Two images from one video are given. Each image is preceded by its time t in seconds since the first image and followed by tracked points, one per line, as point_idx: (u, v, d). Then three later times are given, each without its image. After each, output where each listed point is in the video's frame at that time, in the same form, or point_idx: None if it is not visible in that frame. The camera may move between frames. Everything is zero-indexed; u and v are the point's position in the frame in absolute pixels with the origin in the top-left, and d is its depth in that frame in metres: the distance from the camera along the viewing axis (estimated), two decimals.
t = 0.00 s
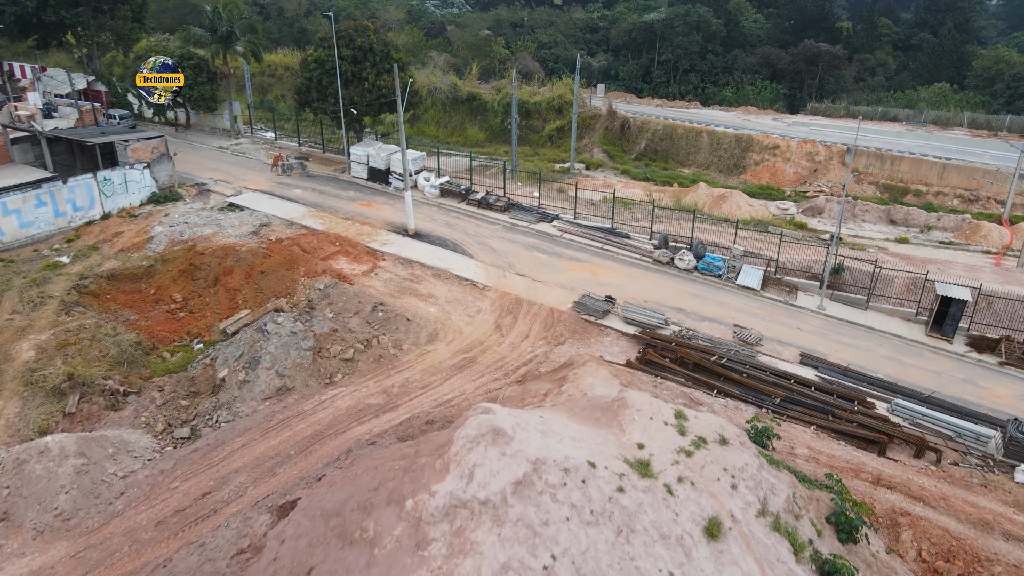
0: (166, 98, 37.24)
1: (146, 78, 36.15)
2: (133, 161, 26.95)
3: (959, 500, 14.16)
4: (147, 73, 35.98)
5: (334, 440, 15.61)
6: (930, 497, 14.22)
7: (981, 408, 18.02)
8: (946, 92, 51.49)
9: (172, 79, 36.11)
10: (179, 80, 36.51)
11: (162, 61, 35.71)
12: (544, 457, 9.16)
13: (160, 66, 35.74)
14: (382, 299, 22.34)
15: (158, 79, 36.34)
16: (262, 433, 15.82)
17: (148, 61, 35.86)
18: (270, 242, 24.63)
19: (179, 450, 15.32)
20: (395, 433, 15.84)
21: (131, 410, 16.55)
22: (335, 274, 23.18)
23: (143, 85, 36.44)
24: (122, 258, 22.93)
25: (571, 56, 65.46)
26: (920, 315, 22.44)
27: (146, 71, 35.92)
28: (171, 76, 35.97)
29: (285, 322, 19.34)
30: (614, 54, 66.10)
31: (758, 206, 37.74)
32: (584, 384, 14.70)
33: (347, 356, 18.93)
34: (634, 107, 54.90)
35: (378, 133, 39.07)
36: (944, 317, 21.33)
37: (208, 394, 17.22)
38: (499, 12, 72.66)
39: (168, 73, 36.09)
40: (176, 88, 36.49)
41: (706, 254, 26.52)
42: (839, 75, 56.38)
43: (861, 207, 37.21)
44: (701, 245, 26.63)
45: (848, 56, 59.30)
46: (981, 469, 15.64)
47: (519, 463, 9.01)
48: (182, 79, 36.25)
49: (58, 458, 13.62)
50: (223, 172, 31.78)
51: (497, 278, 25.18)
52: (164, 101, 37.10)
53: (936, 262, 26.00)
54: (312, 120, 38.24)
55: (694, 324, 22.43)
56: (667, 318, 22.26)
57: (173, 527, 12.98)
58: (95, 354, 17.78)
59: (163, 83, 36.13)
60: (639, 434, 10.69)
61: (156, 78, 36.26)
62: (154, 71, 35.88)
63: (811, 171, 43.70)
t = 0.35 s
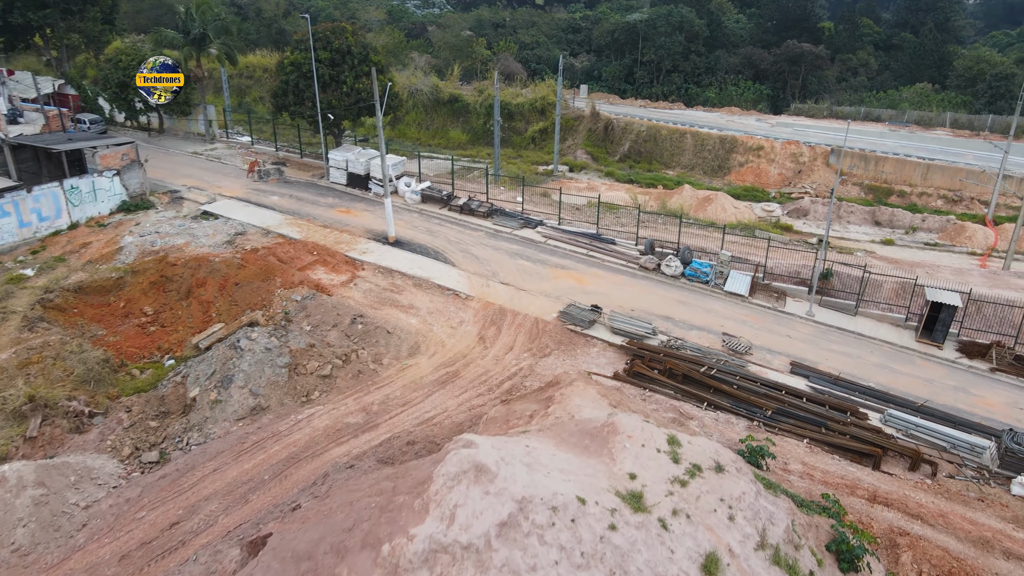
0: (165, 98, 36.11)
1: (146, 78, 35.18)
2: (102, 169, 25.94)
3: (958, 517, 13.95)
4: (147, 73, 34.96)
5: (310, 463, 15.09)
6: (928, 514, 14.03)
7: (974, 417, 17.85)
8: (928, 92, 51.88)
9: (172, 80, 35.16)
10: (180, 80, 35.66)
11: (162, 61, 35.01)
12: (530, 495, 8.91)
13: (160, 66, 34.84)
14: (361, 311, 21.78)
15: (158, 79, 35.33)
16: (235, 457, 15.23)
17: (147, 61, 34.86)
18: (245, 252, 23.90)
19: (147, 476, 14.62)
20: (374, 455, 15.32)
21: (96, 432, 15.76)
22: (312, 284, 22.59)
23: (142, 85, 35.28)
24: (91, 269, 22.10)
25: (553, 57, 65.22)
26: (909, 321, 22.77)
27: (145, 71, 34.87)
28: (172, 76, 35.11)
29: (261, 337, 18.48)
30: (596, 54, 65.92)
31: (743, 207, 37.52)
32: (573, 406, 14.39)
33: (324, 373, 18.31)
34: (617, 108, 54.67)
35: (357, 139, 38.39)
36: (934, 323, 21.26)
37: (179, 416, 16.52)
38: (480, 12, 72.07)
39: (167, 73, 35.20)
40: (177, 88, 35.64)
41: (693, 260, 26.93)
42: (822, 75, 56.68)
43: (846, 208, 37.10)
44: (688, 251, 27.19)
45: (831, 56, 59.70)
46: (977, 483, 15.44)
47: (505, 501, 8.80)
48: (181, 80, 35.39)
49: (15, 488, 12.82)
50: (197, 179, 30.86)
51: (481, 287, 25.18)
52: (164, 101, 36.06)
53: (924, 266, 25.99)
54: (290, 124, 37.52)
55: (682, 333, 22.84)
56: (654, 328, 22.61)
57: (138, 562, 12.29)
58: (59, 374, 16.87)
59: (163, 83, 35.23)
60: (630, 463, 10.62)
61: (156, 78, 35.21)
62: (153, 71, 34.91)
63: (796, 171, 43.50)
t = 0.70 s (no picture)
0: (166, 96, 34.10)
1: (146, 78, 33.04)
2: (40, 180, 24.84)
3: (928, 525, 14.06)
4: (147, 73, 32.71)
5: (263, 492, 14.44)
6: (899, 522, 14.11)
7: (937, 418, 17.97)
8: (881, 90, 53.11)
9: (173, 80, 33.04)
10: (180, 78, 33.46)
11: (163, 60, 32.65)
12: (495, 539, 9.81)
13: (162, 67, 32.64)
14: (316, 325, 20.89)
15: (158, 79, 33.19)
16: (182, 488, 14.53)
17: (147, 59, 32.58)
18: (194, 265, 22.75)
19: (85, 514, 13.81)
20: (331, 482, 14.79)
21: (30, 465, 14.75)
22: (265, 298, 21.67)
23: (142, 85, 33.15)
24: (27, 287, 20.86)
25: (512, 57, 65.04)
26: (871, 321, 23.41)
27: (145, 72, 32.67)
28: (173, 76, 32.96)
29: (209, 357, 17.78)
30: (555, 54, 65.84)
31: (704, 207, 37.64)
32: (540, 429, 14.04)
33: (278, 394, 17.60)
34: (577, 108, 54.48)
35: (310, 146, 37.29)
36: (897, 323, 21.49)
37: (121, 445, 15.61)
38: (438, 12, 71.05)
39: (168, 72, 32.97)
40: (177, 88, 33.60)
41: (658, 263, 27.34)
42: (779, 74, 57.57)
43: (805, 207, 37.44)
44: (651, 254, 27.62)
45: (787, 54, 60.61)
46: (945, 488, 15.61)
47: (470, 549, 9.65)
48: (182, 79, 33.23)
49: None
50: (144, 188, 29.44)
51: (442, 297, 24.64)
52: (162, 101, 34.10)
53: (884, 265, 26.42)
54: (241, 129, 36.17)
55: (648, 339, 22.88)
56: (619, 335, 22.56)
57: None
58: None
59: (162, 83, 33.21)
60: (600, 493, 11.37)
61: (157, 77, 33.01)
62: (153, 71, 32.64)
63: (755, 171, 43.86)
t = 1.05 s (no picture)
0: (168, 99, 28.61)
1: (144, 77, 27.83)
2: None
3: (865, 520, 13.97)
4: (145, 73, 27.43)
5: (180, 532, 13.67)
6: (837, 520, 13.98)
7: (867, 409, 18.31)
8: (797, 84, 55.16)
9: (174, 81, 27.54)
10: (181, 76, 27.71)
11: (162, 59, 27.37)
12: None
13: (162, 65, 27.33)
14: (237, 343, 19.71)
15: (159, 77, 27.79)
16: (88, 534, 13.72)
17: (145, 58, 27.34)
18: (100, 285, 21.15)
19: None
20: (254, 516, 13.96)
21: None
22: (179, 316, 20.26)
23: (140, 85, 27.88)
24: None
25: (436, 55, 64.02)
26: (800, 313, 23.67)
27: (145, 70, 27.48)
28: (176, 75, 27.60)
29: (116, 387, 16.60)
30: (480, 51, 65.20)
31: (633, 203, 37.82)
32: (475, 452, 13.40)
33: (194, 422, 16.66)
34: (504, 106, 53.86)
35: (223, 152, 35.08)
36: (824, 315, 21.88)
37: (18, 489, 14.63)
38: (359, 9, 68.65)
39: (168, 72, 27.57)
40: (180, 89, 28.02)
41: (590, 264, 27.04)
42: (700, 69, 58.90)
43: (731, 200, 38.06)
44: (582, 255, 27.19)
45: (707, 49, 61.96)
46: (878, 479, 15.70)
47: None
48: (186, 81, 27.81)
49: None
50: (42, 202, 27.37)
51: (370, 308, 23.56)
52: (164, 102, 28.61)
53: (808, 258, 27.13)
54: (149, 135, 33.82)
55: (583, 342, 22.49)
56: (554, 339, 22.07)
57: None
58: None
59: (161, 82, 27.76)
60: (542, 522, 10.67)
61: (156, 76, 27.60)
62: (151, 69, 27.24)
63: (681, 165, 44.42)
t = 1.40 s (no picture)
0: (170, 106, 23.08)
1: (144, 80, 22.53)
2: None
3: (811, 513, 13.80)
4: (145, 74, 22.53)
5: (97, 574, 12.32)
6: (785, 515, 13.76)
7: (807, 397, 18.42)
8: (725, 72, 56.29)
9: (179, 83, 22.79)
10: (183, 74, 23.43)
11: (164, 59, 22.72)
12: None
13: (163, 64, 22.96)
14: (158, 360, 18.48)
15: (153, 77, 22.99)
16: None
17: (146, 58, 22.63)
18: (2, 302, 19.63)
19: None
20: (179, 551, 12.77)
21: None
22: (93, 334, 18.94)
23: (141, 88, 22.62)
24: None
25: (364, 47, 62.22)
26: (738, 304, 23.90)
27: (145, 70, 22.60)
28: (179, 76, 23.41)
29: (21, 416, 15.08)
30: (410, 43, 63.71)
31: (570, 195, 37.58)
32: (414, 473, 12.65)
33: (112, 450, 15.18)
34: (436, 98, 52.64)
35: (137, 154, 32.81)
36: (762, 303, 21.96)
37: None
38: None
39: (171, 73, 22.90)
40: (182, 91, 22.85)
41: (529, 261, 26.47)
42: (631, 58, 59.33)
43: (666, 189, 38.32)
44: (521, 252, 26.60)
45: (637, 39, 62.43)
46: (821, 469, 15.68)
47: None
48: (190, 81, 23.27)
49: None
50: None
51: (302, 316, 22.31)
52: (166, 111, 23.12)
53: (744, 246, 27.45)
54: (55, 137, 31.38)
55: (525, 342, 21.91)
56: (495, 341, 21.39)
57: None
58: None
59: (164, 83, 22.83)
60: (487, 551, 10.00)
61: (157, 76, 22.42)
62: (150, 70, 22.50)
63: (616, 155, 44.47)
